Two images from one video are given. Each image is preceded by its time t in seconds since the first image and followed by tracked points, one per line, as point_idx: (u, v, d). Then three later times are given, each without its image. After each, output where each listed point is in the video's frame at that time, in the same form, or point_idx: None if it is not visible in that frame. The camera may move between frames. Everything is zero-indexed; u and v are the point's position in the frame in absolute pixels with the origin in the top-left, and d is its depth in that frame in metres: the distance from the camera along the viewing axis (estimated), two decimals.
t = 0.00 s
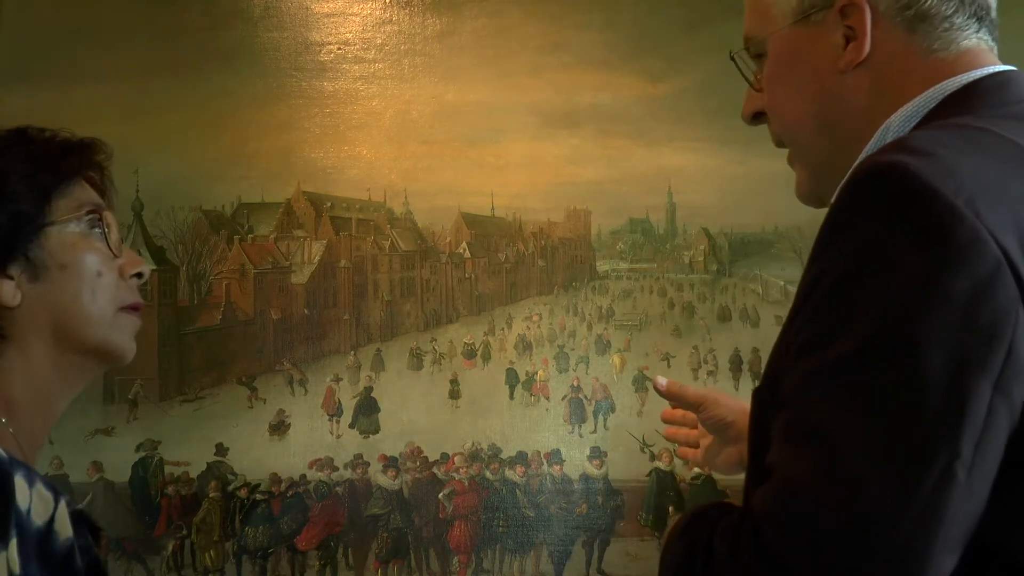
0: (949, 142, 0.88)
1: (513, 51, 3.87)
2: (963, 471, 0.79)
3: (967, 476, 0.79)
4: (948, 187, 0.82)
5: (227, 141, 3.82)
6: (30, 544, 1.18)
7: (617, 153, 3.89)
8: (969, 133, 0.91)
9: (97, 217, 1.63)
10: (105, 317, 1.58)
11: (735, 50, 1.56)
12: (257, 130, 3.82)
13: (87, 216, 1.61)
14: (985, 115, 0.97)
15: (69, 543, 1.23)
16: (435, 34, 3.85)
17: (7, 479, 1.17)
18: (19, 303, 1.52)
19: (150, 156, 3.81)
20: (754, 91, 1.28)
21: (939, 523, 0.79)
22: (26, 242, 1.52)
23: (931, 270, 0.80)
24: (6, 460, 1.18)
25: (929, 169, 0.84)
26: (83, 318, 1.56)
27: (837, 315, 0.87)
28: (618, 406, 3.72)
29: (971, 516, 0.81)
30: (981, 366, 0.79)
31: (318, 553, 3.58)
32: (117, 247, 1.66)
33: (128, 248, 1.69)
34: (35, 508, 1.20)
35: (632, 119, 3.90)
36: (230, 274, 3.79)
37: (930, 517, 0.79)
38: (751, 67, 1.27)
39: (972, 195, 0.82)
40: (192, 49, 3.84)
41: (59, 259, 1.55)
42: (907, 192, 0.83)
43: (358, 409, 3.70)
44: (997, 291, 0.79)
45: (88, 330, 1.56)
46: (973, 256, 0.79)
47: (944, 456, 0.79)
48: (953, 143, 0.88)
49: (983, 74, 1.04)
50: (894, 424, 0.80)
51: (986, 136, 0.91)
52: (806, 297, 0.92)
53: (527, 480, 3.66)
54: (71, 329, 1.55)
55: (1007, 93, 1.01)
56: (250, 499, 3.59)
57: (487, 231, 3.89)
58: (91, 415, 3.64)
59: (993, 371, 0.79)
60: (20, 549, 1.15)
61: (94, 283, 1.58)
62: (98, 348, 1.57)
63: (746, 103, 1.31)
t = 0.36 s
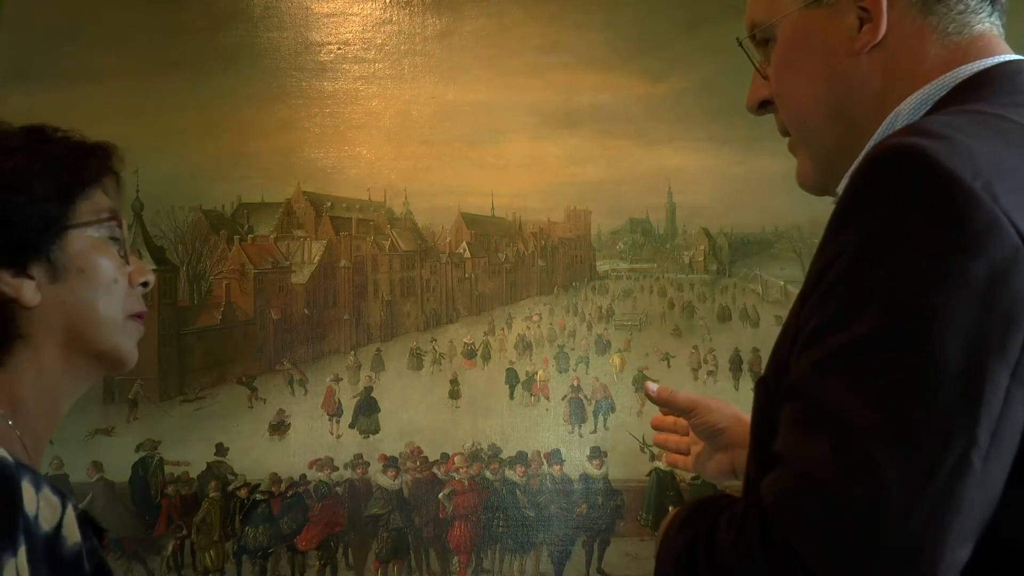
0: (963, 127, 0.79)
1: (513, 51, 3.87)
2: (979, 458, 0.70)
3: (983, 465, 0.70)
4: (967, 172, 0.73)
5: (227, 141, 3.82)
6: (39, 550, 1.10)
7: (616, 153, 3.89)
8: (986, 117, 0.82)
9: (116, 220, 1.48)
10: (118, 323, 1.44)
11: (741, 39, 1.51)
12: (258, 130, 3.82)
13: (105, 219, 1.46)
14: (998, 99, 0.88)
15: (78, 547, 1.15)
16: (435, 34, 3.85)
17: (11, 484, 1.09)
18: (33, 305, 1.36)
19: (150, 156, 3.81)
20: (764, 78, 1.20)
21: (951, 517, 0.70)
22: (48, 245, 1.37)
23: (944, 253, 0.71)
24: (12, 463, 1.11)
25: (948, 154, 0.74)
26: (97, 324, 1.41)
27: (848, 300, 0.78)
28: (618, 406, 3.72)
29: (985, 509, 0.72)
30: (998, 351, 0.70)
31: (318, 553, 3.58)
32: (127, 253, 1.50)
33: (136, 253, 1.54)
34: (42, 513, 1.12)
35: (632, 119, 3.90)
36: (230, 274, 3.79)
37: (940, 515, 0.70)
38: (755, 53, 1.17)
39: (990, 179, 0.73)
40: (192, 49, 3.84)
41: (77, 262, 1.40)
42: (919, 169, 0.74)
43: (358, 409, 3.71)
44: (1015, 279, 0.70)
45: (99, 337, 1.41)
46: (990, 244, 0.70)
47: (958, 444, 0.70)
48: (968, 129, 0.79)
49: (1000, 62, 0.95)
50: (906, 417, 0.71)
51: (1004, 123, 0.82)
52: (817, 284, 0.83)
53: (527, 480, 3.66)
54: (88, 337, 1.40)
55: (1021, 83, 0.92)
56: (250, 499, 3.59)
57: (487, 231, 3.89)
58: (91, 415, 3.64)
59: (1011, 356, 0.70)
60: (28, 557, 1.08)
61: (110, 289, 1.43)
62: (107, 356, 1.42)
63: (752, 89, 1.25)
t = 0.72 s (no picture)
0: (970, 121, 0.78)
1: (514, 51, 3.87)
2: (1000, 460, 0.66)
3: (1005, 462, 0.67)
4: (973, 164, 0.72)
5: (226, 141, 3.82)
6: (65, 557, 1.11)
7: (616, 153, 3.89)
8: (993, 109, 0.81)
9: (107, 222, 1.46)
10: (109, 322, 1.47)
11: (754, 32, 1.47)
12: (258, 129, 3.82)
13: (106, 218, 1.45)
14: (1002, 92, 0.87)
15: (101, 551, 1.16)
16: (435, 33, 3.85)
17: (34, 490, 1.10)
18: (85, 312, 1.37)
19: (149, 155, 3.81)
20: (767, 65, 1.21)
21: (973, 519, 0.66)
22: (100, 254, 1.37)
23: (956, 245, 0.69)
24: (33, 470, 1.12)
25: (954, 146, 0.73)
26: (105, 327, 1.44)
27: (853, 297, 0.74)
28: (618, 406, 3.73)
29: (1005, 513, 0.68)
30: (1014, 345, 0.67)
31: (318, 554, 3.57)
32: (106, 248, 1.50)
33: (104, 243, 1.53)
34: (66, 519, 1.13)
35: (632, 119, 3.90)
36: (230, 274, 3.79)
37: (963, 515, 0.66)
38: (761, 39, 1.19)
39: (996, 171, 0.72)
40: (192, 49, 3.84)
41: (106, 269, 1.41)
42: (924, 160, 0.72)
43: (358, 409, 3.71)
44: None
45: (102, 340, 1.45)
46: (1001, 236, 0.68)
47: (978, 442, 0.66)
48: (973, 121, 0.78)
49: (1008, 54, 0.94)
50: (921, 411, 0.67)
51: (1009, 115, 0.81)
52: (819, 283, 0.80)
53: (527, 480, 3.66)
54: (103, 341, 1.44)
55: None
56: (250, 499, 3.59)
57: (487, 231, 3.89)
58: (91, 416, 3.63)
59: None
60: (55, 563, 1.09)
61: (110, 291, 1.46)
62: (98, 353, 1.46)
63: (753, 77, 1.25)
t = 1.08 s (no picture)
0: (962, 118, 0.78)
1: (514, 50, 3.87)
2: (999, 457, 0.66)
3: (1003, 459, 0.66)
4: (965, 161, 0.72)
5: (226, 141, 3.82)
6: (75, 554, 1.21)
7: (616, 154, 3.89)
8: (986, 106, 0.81)
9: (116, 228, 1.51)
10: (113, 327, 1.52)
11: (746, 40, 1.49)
12: (258, 129, 3.82)
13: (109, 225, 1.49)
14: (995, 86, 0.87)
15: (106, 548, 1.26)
16: (435, 33, 3.85)
17: (44, 493, 1.18)
18: (77, 318, 1.42)
19: (149, 155, 3.81)
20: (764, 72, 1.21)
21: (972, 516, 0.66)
22: (96, 260, 1.42)
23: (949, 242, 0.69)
24: (38, 471, 1.19)
25: (945, 143, 0.73)
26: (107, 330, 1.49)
27: (848, 294, 0.73)
28: (618, 407, 3.73)
29: (1003, 509, 0.68)
30: (1009, 340, 0.67)
31: (318, 554, 3.57)
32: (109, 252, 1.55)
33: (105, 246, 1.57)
34: (73, 518, 1.22)
35: (632, 119, 3.90)
36: (230, 274, 3.78)
37: (962, 512, 0.66)
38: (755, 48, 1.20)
39: (988, 167, 0.72)
40: (192, 49, 3.84)
41: (105, 275, 1.46)
42: (917, 158, 0.72)
43: (358, 409, 3.71)
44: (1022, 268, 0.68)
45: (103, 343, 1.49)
46: (995, 232, 0.68)
47: (977, 439, 0.66)
48: (965, 119, 0.78)
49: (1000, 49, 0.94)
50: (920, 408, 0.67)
51: (1002, 112, 0.81)
52: (813, 282, 0.80)
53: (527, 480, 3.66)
54: (102, 345, 1.49)
55: (1018, 70, 0.89)
56: (250, 499, 3.59)
57: (487, 231, 3.89)
58: (91, 416, 3.63)
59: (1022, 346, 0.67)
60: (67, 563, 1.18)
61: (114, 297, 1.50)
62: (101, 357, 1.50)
63: (752, 85, 1.25)
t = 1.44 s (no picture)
0: (954, 120, 0.78)
1: (514, 50, 3.87)
2: (992, 458, 0.66)
3: (997, 461, 0.66)
4: (954, 163, 0.72)
5: (226, 141, 3.82)
6: (43, 545, 1.21)
7: (617, 153, 3.89)
8: (977, 107, 0.82)
9: (108, 242, 1.58)
10: (97, 335, 1.52)
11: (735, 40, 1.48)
12: (258, 129, 3.82)
13: (102, 238, 1.56)
14: (991, 87, 0.87)
15: (73, 541, 1.28)
16: (435, 33, 3.85)
17: (12, 482, 1.20)
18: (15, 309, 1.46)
19: (149, 156, 3.81)
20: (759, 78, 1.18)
21: (969, 518, 0.66)
22: (39, 251, 1.47)
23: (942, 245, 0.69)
24: (5, 462, 1.21)
25: (935, 145, 0.73)
26: (78, 336, 1.50)
27: (841, 296, 0.74)
28: (618, 406, 3.73)
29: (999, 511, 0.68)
30: (1000, 343, 0.67)
31: (318, 554, 3.57)
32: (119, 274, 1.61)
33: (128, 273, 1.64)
34: (40, 508, 1.23)
35: (632, 119, 3.90)
36: (230, 274, 3.79)
37: (959, 515, 0.65)
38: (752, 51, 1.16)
39: (977, 169, 0.72)
40: (192, 49, 3.84)
41: (66, 275, 1.50)
42: (908, 160, 0.72)
43: (358, 409, 3.71)
44: (1012, 269, 0.68)
45: (77, 348, 1.50)
46: (984, 233, 0.69)
47: (970, 441, 0.66)
48: (958, 121, 0.78)
49: (991, 48, 0.95)
50: (913, 409, 0.67)
51: (994, 112, 0.82)
52: (806, 284, 0.80)
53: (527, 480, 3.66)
54: (75, 348, 1.49)
55: (1016, 66, 0.91)
56: (250, 499, 3.59)
57: (487, 231, 3.89)
58: (91, 416, 3.63)
59: (1013, 348, 0.67)
60: (33, 553, 1.19)
61: (94, 305, 1.53)
62: (84, 367, 1.51)
63: (751, 89, 1.20)
